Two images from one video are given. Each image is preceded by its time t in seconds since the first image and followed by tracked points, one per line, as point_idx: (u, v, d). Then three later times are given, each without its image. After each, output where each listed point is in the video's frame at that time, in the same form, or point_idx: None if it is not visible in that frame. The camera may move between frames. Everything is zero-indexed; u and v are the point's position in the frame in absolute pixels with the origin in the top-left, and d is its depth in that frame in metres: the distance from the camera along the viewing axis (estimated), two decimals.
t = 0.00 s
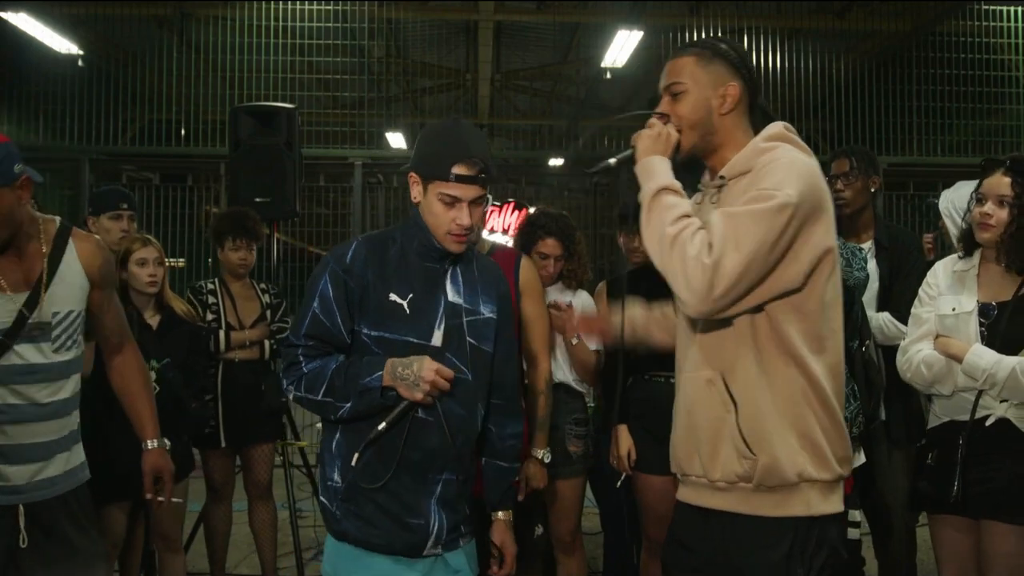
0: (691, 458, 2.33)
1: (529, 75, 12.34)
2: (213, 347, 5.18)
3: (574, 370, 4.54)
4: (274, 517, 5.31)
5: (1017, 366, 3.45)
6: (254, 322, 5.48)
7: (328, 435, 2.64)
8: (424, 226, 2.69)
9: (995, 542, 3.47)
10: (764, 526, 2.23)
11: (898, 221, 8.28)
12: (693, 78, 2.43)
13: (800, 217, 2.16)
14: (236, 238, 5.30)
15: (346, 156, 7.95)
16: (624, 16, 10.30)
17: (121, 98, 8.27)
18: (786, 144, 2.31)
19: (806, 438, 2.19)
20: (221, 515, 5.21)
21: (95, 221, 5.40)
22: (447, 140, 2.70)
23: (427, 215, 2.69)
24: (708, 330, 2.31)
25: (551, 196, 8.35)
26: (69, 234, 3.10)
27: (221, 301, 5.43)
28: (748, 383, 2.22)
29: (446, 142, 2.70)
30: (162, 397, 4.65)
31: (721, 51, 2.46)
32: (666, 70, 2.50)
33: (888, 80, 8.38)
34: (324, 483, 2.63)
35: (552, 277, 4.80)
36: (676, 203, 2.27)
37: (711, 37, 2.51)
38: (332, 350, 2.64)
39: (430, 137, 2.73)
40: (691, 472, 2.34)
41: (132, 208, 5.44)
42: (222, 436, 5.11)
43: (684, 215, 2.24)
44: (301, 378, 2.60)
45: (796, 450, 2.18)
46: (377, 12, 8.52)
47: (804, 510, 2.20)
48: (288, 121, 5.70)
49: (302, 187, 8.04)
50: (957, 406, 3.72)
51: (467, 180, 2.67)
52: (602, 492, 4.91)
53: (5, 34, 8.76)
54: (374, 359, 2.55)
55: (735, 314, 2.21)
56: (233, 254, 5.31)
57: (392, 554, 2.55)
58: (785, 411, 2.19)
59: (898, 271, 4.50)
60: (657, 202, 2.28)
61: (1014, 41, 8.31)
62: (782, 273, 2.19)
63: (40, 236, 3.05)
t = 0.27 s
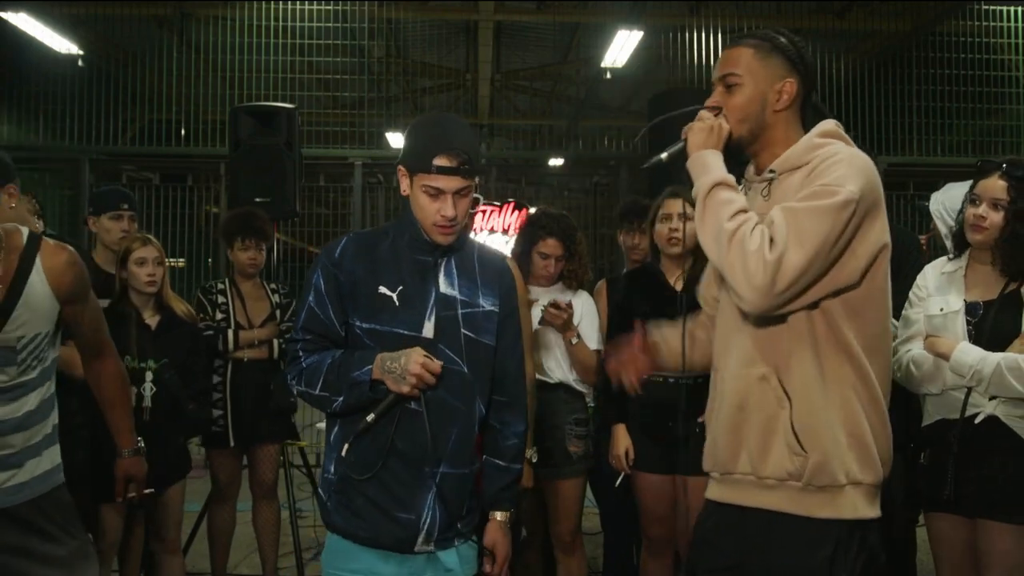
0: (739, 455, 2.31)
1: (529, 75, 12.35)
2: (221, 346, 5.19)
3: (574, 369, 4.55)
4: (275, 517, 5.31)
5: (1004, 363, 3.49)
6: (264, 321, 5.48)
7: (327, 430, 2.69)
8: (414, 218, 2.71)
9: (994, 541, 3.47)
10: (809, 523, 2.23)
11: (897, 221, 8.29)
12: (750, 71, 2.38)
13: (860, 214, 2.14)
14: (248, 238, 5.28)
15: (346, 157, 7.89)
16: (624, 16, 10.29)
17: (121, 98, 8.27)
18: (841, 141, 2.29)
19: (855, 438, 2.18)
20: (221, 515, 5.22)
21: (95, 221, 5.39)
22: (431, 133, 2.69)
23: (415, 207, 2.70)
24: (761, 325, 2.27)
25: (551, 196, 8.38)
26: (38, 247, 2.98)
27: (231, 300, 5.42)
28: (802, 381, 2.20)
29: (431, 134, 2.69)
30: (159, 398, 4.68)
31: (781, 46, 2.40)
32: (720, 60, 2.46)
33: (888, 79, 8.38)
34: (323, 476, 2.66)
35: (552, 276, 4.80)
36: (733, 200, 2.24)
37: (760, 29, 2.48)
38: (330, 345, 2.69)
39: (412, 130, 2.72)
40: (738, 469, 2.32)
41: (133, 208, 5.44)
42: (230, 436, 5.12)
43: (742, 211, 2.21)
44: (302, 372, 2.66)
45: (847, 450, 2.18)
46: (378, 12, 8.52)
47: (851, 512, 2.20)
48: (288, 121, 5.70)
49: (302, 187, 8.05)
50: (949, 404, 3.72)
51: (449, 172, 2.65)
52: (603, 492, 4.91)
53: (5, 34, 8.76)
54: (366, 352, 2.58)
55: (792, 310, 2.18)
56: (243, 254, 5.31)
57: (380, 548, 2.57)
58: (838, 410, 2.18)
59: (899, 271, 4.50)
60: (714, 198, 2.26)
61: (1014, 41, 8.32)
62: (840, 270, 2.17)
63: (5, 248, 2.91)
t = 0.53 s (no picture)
0: (742, 444, 2.35)
1: (529, 74, 12.34)
2: (228, 344, 5.25)
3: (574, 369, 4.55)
4: (276, 517, 5.31)
5: (989, 363, 3.57)
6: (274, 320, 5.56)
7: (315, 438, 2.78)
8: (395, 222, 2.80)
9: (983, 541, 3.60)
10: (811, 515, 2.26)
11: (896, 221, 8.30)
12: (765, 61, 2.45)
13: (864, 202, 2.21)
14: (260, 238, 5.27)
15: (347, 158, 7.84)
16: (624, 16, 10.29)
17: (121, 98, 8.26)
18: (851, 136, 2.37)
19: (850, 429, 2.23)
20: (220, 514, 5.22)
21: (95, 221, 5.40)
22: (410, 143, 2.79)
23: (395, 209, 2.79)
24: (768, 317, 2.34)
25: (551, 197, 8.41)
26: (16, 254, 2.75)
27: (240, 300, 5.53)
28: (805, 369, 2.24)
29: (410, 143, 2.78)
30: (153, 400, 4.71)
31: (797, 41, 2.48)
32: (738, 50, 2.52)
33: (888, 79, 8.37)
34: (312, 482, 2.74)
35: (552, 276, 4.81)
36: (741, 174, 2.30)
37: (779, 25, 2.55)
38: (314, 354, 2.78)
39: (389, 141, 2.82)
40: (742, 458, 2.36)
41: (133, 207, 5.43)
42: (237, 437, 5.15)
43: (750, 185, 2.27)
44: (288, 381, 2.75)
45: (844, 439, 2.22)
46: (378, 12, 8.51)
47: (849, 503, 2.23)
48: (288, 121, 5.70)
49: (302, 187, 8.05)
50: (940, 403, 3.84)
51: (426, 179, 2.76)
52: (602, 492, 4.91)
53: (5, 33, 8.74)
54: (349, 361, 2.68)
55: (793, 288, 2.23)
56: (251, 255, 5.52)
57: (365, 553, 2.65)
58: (837, 399, 2.24)
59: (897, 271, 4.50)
60: (721, 170, 2.31)
61: (1014, 41, 8.33)
62: (840, 255, 2.23)
63: None
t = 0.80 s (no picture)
0: (707, 449, 2.33)
1: (529, 74, 12.34)
2: (231, 345, 5.24)
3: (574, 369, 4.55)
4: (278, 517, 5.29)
5: (974, 360, 3.45)
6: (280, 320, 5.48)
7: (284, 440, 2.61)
8: (354, 216, 2.63)
9: (979, 540, 3.46)
10: (777, 521, 2.22)
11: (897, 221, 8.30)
12: (721, 70, 2.41)
13: (819, 210, 2.16)
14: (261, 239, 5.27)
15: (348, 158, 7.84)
16: (624, 16, 10.29)
17: (121, 98, 8.25)
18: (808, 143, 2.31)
19: (816, 433, 2.19)
20: (219, 515, 5.20)
21: (95, 221, 5.40)
22: (370, 133, 2.62)
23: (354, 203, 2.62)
24: (730, 323, 2.31)
25: (550, 196, 8.37)
26: None
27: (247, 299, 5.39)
28: (765, 376, 2.21)
29: (371, 134, 2.61)
30: (154, 399, 4.70)
31: (755, 50, 2.43)
32: (697, 60, 2.49)
33: (887, 79, 8.37)
34: (281, 487, 2.59)
35: (551, 276, 4.80)
36: (695, 188, 2.26)
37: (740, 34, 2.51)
38: (277, 355, 2.60)
39: (352, 130, 2.65)
40: (708, 463, 2.33)
41: (133, 207, 5.44)
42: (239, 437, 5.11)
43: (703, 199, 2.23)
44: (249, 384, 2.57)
45: (809, 444, 2.18)
46: (377, 12, 8.52)
47: (815, 504, 2.18)
48: (288, 121, 5.70)
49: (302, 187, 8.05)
50: (933, 403, 3.73)
51: (387, 172, 2.59)
52: (601, 491, 4.90)
53: (5, 33, 8.74)
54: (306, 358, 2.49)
55: (748, 298, 2.20)
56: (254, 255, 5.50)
57: (339, 554, 2.50)
58: (799, 404, 2.20)
59: (898, 270, 4.49)
60: (675, 185, 2.27)
61: (1014, 41, 8.30)
62: (797, 264, 2.18)
63: None
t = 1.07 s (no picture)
0: (681, 452, 2.32)
1: (529, 75, 12.33)
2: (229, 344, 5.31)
3: (573, 369, 4.56)
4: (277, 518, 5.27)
5: (966, 360, 3.45)
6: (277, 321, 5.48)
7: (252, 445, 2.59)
8: (326, 222, 2.64)
9: (977, 542, 3.44)
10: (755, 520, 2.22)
11: (897, 221, 8.30)
12: (688, 73, 2.43)
13: (785, 210, 2.16)
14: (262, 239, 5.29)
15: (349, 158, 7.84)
16: (624, 16, 10.29)
17: (121, 98, 8.27)
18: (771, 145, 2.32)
19: (788, 431, 2.20)
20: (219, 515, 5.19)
21: (95, 221, 5.41)
22: (346, 139, 2.62)
23: (327, 209, 2.63)
24: (699, 326, 2.31)
25: (551, 196, 8.36)
26: None
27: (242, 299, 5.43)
28: (734, 376, 2.21)
29: (344, 139, 2.63)
30: (159, 398, 4.70)
31: (719, 53, 2.47)
32: (661, 63, 2.49)
33: (887, 79, 8.37)
34: (253, 491, 2.58)
35: (549, 276, 4.81)
36: (665, 189, 2.24)
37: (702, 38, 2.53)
38: (242, 364, 2.57)
39: (323, 134, 2.65)
40: (681, 466, 2.33)
41: (133, 207, 5.44)
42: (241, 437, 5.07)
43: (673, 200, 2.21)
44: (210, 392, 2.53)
45: (781, 443, 2.19)
46: (377, 12, 8.53)
47: (790, 501, 2.20)
48: (287, 121, 5.71)
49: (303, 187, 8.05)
50: (933, 405, 3.72)
51: (361, 178, 2.59)
52: (600, 491, 4.90)
53: (5, 33, 8.75)
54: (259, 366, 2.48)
55: (718, 300, 2.20)
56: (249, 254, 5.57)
57: (319, 554, 2.50)
58: (768, 403, 2.20)
59: (898, 271, 4.49)
60: (646, 186, 2.25)
61: (1015, 41, 8.29)
62: (764, 264, 2.18)
63: None
